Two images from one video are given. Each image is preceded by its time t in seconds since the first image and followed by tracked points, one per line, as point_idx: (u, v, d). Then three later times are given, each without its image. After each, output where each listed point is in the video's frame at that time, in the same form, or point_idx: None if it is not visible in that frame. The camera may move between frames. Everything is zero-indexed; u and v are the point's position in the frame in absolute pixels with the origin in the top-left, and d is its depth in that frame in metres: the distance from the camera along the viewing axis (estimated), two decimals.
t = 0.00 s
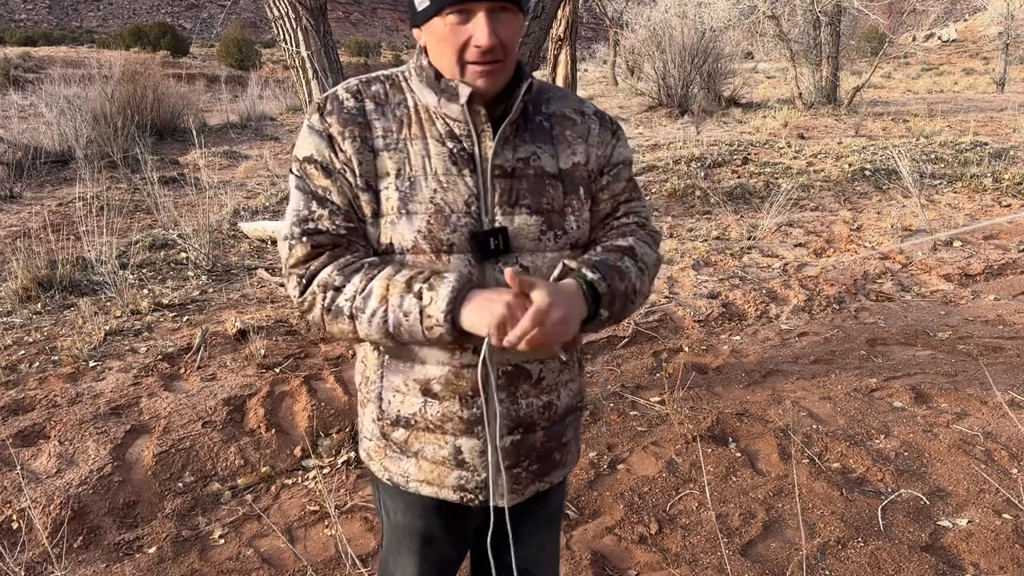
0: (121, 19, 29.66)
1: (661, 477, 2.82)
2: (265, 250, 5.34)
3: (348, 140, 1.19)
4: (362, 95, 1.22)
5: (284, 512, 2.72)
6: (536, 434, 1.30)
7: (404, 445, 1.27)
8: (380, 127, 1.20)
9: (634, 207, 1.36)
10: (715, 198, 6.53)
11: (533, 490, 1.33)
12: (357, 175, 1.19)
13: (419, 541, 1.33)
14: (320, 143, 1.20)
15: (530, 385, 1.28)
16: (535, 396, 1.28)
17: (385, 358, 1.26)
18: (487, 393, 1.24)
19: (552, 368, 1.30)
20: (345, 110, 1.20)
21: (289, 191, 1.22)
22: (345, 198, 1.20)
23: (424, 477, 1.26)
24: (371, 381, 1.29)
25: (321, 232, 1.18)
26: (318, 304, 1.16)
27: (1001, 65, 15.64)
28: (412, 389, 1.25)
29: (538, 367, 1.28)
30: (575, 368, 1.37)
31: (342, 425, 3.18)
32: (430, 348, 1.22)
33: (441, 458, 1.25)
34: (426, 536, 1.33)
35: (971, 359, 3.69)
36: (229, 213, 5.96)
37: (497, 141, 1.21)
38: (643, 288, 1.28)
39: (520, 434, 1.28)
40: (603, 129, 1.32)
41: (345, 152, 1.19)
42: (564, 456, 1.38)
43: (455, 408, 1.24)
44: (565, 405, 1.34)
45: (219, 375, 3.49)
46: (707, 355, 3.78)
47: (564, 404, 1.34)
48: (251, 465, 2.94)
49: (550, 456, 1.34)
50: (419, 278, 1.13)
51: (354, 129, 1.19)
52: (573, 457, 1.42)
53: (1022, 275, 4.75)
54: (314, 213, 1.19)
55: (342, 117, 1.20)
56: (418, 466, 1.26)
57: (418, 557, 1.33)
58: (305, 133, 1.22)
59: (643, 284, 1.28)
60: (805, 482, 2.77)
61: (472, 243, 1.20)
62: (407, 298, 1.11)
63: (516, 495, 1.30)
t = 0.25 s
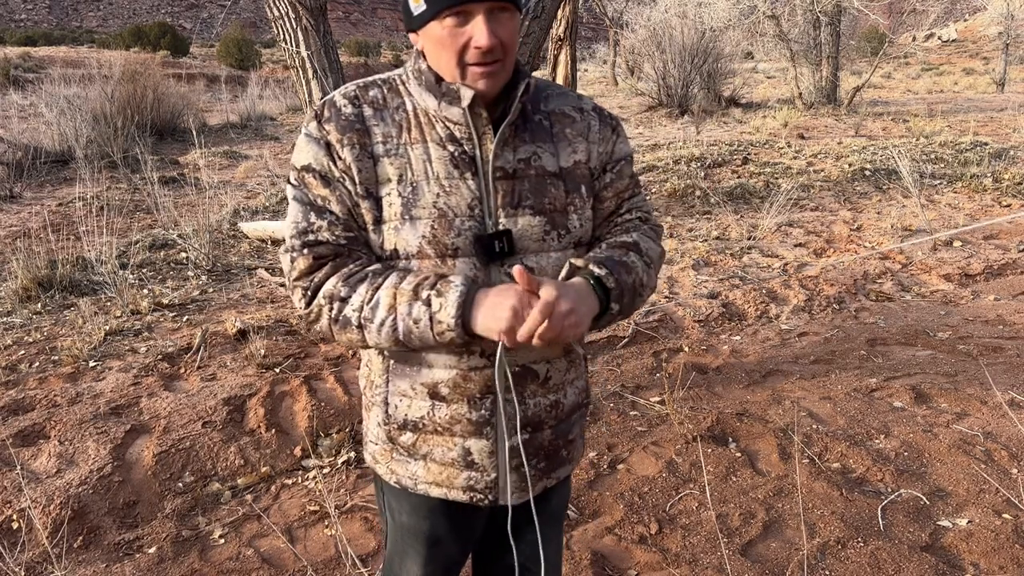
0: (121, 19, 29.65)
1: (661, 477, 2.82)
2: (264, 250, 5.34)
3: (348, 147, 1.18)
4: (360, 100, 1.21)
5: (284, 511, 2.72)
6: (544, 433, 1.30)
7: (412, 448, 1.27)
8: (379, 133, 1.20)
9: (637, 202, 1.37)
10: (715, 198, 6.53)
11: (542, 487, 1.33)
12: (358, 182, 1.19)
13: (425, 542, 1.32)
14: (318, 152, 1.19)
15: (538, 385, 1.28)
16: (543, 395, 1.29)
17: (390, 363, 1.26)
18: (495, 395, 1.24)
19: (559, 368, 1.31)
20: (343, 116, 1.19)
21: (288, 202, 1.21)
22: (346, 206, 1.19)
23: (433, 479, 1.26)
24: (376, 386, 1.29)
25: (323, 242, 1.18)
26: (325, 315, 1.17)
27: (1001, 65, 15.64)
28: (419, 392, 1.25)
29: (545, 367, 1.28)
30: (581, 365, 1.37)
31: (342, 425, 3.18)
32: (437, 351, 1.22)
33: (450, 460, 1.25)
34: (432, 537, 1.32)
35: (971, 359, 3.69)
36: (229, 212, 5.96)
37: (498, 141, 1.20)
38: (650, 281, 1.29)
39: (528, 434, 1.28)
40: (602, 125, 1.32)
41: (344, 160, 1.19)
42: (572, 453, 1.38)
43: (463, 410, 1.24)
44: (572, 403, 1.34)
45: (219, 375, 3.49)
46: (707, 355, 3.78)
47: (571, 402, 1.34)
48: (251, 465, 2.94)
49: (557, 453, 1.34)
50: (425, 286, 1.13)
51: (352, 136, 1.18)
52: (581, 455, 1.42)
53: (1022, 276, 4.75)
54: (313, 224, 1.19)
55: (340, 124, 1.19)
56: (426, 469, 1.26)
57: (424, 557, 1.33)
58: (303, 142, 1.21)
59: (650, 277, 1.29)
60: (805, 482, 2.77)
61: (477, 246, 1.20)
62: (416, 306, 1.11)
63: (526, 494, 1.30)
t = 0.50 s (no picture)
0: (121, 19, 29.64)
1: (661, 477, 2.82)
2: (264, 250, 5.34)
3: (348, 148, 1.18)
4: (361, 101, 1.21)
5: (284, 511, 2.72)
6: (549, 432, 1.31)
7: (416, 448, 1.27)
8: (381, 133, 1.20)
9: (638, 200, 1.37)
10: (715, 198, 6.53)
11: (547, 486, 1.33)
12: (359, 182, 1.19)
13: (427, 543, 1.32)
14: (316, 153, 1.19)
15: (542, 384, 1.28)
16: (547, 394, 1.29)
17: (394, 363, 1.26)
18: (500, 394, 1.24)
19: (563, 366, 1.31)
20: (344, 117, 1.19)
21: (283, 204, 1.21)
22: (344, 208, 1.20)
23: (437, 479, 1.26)
24: (379, 387, 1.29)
25: (318, 245, 1.18)
26: (320, 316, 1.17)
27: (1001, 65, 15.64)
28: (423, 392, 1.25)
29: (550, 366, 1.28)
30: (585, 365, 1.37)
31: (342, 425, 3.18)
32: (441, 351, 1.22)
33: (455, 459, 1.25)
34: (435, 538, 1.32)
35: (971, 359, 3.69)
36: (229, 212, 5.96)
37: (500, 140, 1.21)
38: (651, 273, 1.30)
39: (532, 433, 1.29)
40: (605, 124, 1.32)
41: (344, 160, 1.18)
42: (576, 452, 1.38)
43: (468, 409, 1.24)
44: (577, 402, 1.34)
45: (219, 375, 3.49)
46: (707, 355, 3.78)
47: (575, 401, 1.34)
48: (251, 465, 2.94)
49: (563, 452, 1.34)
50: (417, 288, 1.13)
51: (353, 136, 1.18)
52: (585, 454, 1.42)
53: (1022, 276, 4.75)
54: (308, 227, 1.19)
55: (341, 124, 1.19)
56: (431, 469, 1.26)
57: (427, 559, 1.33)
58: (302, 143, 1.21)
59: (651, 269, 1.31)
60: (805, 482, 2.77)
61: (481, 245, 1.20)
62: (408, 308, 1.12)
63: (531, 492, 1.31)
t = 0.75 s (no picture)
0: (121, 19, 29.62)
1: (661, 477, 2.82)
2: (264, 250, 5.34)
3: (345, 145, 1.18)
4: (359, 99, 1.22)
5: (284, 511, 2.72)
6: (548, 431, 1.30)
7: (413, 448, 1.27)
8: (378, 131, 1.20)
9: (638, 189, 1.38)
10: (715, 198, 6.53)
11: (545, 487, 1.33)
12: (355, 179, 1.19)
13: (426, 547, 1.32)
14: (312, 151, 1.19)
15: (541, 382, 1.27)
16: (546, 393, 1.28)
17: (394, 361, 1.26)
18: (498, 393, 1.24)
19: (562, 365, 1.29)
20: (341, 115, 1.20)
21: (277, 202, 1.22)
22: (338, 205, 1.20)
23: (435, 480, 1.26)
24: (379, 385, 1.29)
25: (309, 244, 1.19)
26: (310, 312, 1.18)
27: (1001, 65, 15.64)
28: (422, 390, 1.24)
29: (549, 364, 1.28)
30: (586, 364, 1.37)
31: (342, 425, 3.18)
32: (440, 349, 1.22)
33: (453, 459, 1.25)
34: (433, 542, 1.32)
35: (970, 359, 3.69)
36: (229, 212, 5.96)
37: (498, 137, 1.20)
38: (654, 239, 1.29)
39: (531, 432, 1.28)
40: (603, 121, 1.32)
41: (340, 158, 1.18)
42: (576, 453, 1.38)
43: (466, 408, 1.24)
44: (577, 401, 1.34)
45: (219, 375, 3.49)
46: (707, 355, 3.78)
47: (576, 400, 1.33)
48: (251, 465, 2.94)
49: (562, 453, 1.33)
50: (398, 284, 1.13)
51: (350, 134, 1.18)
52: (586, 454, 1.42)
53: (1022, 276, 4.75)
54: (300, 225, 1.20)
55: (338, 121, 1.19)
56: (429, 469, 1.26)
57: (426, 563, 1.33)
58: (298, 141, 1.21)
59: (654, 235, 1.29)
60: (805, 482, 2.77)
61: (477, 242, 1.20)
62: (389, 304, 1.12)
63: (529, 493, 1.31)
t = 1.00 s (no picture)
0: (121, 19, 29.60)
1: (661, 477, 2.82)
2: (265, 250, 5.34)
3: (345, 135, 1.19)
4: (360, 90, 1.22)
5: (284, 512, 2.72)
6: (551, 419, 1.28)
7: (412, 440, 1.27)
8: (378, 121, 1.21)
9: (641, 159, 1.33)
10: (715, 198, 6.53)
11: (552, 475, 1.30)
12: (355, 169, 1.20)
13: (420, 541, 1.33)
14: (313, 142, 1.21)
15: (541, 369, 1.26)
16: (547, 381, 1.26)
17: (389, 355, 1.27)
18: (496, 380, 1.24)
19: (565, 352, 1.27)
20: (341, 106, 1.20)
21: (279, 194, 1.23)
22: (340, 194, 1.20)
23: (436, 471, 1.26)
24: (373, 382, 1.29)
25: (310, 233, 1.19)
26: (308, 300, 1.17)
27: (1001, 65, 15.65)
28: (420, 381, 1.25)
29: (549, 351, 1.25)
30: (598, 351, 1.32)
31: (342, 425, 3.18)
32: (437, 339, 1.23)
33: (453, 449, 1.26)
34: (427, 537, 1.33)
35: (971, 359, 3.69)
36: (229, 212, 5.96)
37: (494, 124, 1.20)
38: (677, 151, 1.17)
39: (532, 420, 1.27)
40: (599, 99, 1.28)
41: (341, 148, 1.20)
42: (591, 444, 1.34)
43: (463, 397, 1.24)
44: (584, 391, 1.30)
45: (219, 375, 3.49)
46: (707, 355, 3.78)
47: (582, 389, 1.30)
48: (251, 465, 2.94)
49: (569, 442, 1.30)
50: (378, 262, 1.12)
51: (350, 124, 1.20)
52: (605, 442, 1.37)
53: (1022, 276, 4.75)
54: (302, 214, 1.20)
55: (339, 112, 1.20)
56: (428, 461, 1.26)
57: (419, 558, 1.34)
58: (301, 133, 1.23)
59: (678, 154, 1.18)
60: (805, 482, 2.77)
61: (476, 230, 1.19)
62: (372, 284, 1.11)
63: (533, 479, 1.29)
